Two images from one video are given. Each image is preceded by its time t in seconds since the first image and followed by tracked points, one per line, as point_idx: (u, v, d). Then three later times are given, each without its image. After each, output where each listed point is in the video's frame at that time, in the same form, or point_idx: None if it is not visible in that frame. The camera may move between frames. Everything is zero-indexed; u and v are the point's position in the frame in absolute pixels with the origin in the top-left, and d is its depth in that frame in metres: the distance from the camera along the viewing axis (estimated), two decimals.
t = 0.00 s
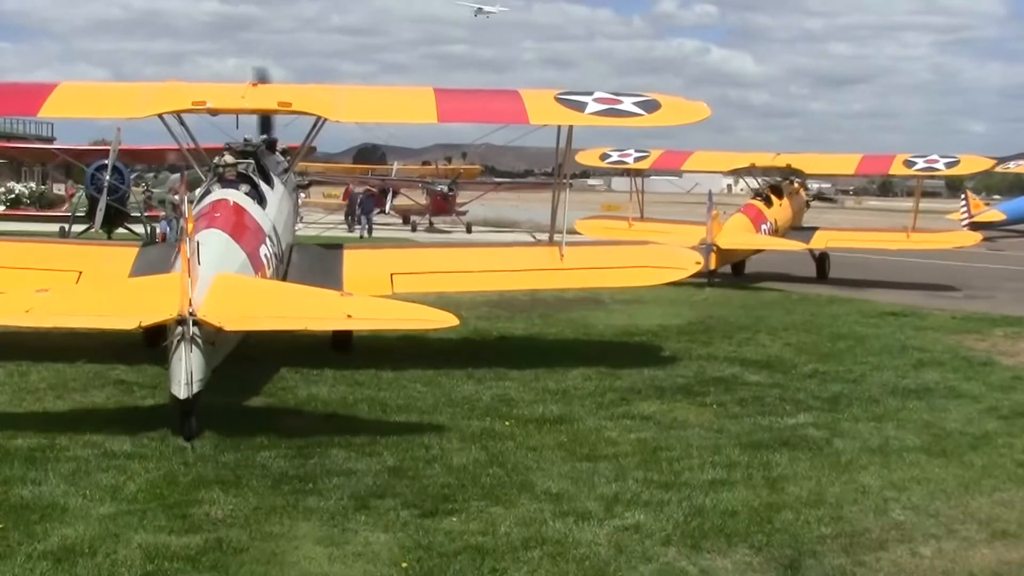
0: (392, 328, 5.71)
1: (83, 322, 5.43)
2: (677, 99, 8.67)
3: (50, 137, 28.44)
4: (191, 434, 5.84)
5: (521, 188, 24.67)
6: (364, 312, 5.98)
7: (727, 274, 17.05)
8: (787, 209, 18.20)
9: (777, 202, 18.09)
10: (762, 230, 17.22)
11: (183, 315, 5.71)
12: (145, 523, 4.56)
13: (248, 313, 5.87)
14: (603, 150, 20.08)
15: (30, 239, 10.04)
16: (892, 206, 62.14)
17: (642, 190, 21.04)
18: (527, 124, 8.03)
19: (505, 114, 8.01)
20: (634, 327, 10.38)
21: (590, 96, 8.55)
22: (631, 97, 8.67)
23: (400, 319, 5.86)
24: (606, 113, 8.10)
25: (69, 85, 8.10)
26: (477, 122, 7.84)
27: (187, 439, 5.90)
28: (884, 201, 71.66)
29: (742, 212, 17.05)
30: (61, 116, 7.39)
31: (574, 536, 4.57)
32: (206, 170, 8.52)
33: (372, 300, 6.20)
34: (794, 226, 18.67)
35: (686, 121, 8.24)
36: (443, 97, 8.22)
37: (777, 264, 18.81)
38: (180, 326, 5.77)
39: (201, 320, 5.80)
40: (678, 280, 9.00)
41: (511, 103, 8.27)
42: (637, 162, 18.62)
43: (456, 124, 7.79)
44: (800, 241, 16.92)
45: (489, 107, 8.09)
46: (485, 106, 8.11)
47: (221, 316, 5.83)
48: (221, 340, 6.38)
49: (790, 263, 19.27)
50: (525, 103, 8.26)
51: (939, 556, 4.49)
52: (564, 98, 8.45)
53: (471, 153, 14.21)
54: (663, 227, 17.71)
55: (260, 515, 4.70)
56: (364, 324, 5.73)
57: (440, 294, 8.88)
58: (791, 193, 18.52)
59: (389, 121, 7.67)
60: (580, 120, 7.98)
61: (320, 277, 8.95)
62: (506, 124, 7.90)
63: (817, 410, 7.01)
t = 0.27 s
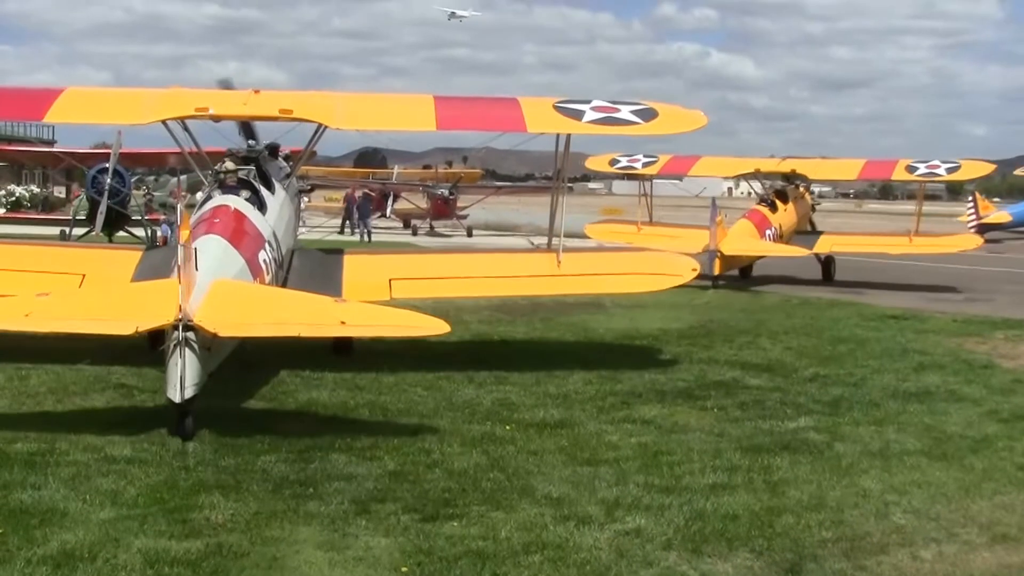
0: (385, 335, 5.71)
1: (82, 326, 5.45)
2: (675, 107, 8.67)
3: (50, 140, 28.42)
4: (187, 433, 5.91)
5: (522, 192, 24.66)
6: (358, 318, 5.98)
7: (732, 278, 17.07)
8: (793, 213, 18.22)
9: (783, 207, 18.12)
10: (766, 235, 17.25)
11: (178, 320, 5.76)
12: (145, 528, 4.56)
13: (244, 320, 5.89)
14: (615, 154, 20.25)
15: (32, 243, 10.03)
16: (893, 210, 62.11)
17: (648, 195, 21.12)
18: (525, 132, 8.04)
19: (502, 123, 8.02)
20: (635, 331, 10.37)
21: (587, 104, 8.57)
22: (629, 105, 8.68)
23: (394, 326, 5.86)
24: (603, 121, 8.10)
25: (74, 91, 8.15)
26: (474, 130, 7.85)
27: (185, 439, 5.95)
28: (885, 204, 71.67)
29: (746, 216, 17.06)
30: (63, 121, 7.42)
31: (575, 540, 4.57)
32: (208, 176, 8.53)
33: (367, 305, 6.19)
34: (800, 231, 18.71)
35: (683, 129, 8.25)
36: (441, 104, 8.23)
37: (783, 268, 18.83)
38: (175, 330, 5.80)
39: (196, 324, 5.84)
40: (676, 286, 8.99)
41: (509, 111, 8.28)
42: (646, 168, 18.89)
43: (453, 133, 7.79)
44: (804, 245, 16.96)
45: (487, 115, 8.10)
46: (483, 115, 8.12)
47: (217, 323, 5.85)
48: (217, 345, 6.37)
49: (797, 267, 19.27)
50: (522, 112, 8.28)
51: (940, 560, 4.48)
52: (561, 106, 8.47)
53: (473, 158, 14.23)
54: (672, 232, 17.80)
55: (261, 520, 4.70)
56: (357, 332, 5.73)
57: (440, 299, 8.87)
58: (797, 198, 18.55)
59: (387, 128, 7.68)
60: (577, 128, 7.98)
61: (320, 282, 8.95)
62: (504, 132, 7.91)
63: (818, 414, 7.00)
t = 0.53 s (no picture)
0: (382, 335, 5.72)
1: (84, 326, 5.48)
2: (672, 113, 8.69)
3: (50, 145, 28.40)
4: (186, 432, 5.99)
5: (521, 196, 24.66)
6: (355, 318, 6.01)
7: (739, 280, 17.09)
8: (800, 215, 18.24)
9: (788, 210, 18.15)
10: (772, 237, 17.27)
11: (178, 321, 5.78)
12: (145, 532, 4.56)
13: (244, 322, 5.92)
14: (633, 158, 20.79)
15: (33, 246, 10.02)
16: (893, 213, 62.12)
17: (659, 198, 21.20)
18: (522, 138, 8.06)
19: (500, 128, 8.03)
20: (635, 334, 10.37)
21: (585, 111, 8.60)
22: (626, 111, 8.71)
23: (390, 325, 5.88)
24: (601, 127, 8.12)
25: (78, 97, 8.19)
26: (472, 136, 7.87)
27: (182, 439, 6.01)
28: (885, 207, 71.69)
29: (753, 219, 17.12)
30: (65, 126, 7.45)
31: (576, 544, 4.56)
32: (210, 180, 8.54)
33: (365, 307, 6.22)
34: (808, 233, 18.75)
35: (681, 134, 8.27)
36: (440, 110, 8.25)
37: (789, 270, 18.85)
38: (176, 331, 5.83)
39: (196, 325, 5.88)
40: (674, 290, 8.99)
41: (506, 117, 8.30)
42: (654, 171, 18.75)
43: (451, 139, 7.81)
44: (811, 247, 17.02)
45: (484, 122, 8.12)
46: (480, 121, 8.15)
47: (217, 324, 5.89)
48: (217, 346, 6.39)
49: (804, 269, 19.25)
50: (520, 118, 8.30)
51: (941, 563, 4.48)
52: (559, 113, 8.50)
53: (473, 162, 14.24)
54: (681, 233, 17.85)
55: (261, 524, 4.69)
56: (353, 331, 5.76)
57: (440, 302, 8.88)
58: (804, 201, 18.62)
59: (386, 135, 7.70)
60: (574, 134, 8.00)
61: (321, 286, 8.95)
62: (502, 138, 7.92)
63: (818, 417, 7.00)
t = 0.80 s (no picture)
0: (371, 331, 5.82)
1: (80, 322, 5.51)
2: (669, 115, 8.70)
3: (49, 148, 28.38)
4: (180, 428, 6.15)
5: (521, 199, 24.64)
6: (346, 314, 6.13)
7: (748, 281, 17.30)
8: (806, 219, 18.34)
9: (795, 213, 18.21)
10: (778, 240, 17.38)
11: (173, 317, 5.86)
12: (144, 536, 4.55)
13: (238, 319, 6.03)
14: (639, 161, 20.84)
15: (34, 250, 10.01)
16: (893, 215, 62.15)
17: (666, 200, 21.32)
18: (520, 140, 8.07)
19: (498, 130, 8.04)
20: (636, 337, 10.37)
21: (581, 113, 8.63)
22: (622, 113, 8.74)
23: (379, 321, 6.01)
24: (597, 129, 8.14)
25: (81, 101, 8.23)
26: (470, 139, 7.87)
27: (180, 434, 6.17)
28: (884, 209, 71.69)
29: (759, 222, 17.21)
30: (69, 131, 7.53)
31: (577, 547, 4.56)
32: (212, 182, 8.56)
33: (355, 304, 6.35)
34: (815, 235, 18.85)
35: (677, 136, 8.27)
36: (438, 114, 8.27)
37: (796, 272, 18.93)
38: (170, 326, 5.91)
39: (191, 321, 5.98)
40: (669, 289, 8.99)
41: (504, 120, 8.32)
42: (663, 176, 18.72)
43: (449, 142, 7.82)
44: (816, 250, 17.11)
45: (482, 125, 8.14)
46: (478, 124, 8.16)
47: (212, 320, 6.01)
48: (210, 341, 6.52)
49: (811, 271, 19.35)
50: (518, 121, 8.32)
51: (942, 566, 4.47)
52: (557, 115, 8.52)
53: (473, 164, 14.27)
54: (693, 237, 17.91)
55: (260, 527, 4.69)
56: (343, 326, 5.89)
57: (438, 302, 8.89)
58: (810, 204, 18.74)
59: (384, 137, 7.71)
60: (571, 136, 8.01)
61: (319, 287, 8.96)
62: (499, 140, 7.93)
63: (818, 420, 7.01)
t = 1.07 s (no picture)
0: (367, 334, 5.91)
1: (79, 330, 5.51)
2: (663, 112, 8.70)
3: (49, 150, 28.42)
4: (177, 426, 6.27)
5: (520, 201, 24.65)
6: (340, 317, 6.21)
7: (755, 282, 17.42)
8: (812, 221, 18.39)
9: (802, 215, 18.28)
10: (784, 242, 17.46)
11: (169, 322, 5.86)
12: (144, 539, 4.55)
13: (235, 322, 6.08)
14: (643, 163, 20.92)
15: (35, 252, 10.01)
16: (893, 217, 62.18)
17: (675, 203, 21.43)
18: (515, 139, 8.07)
19: (493, 130, 8.05)
20: (636, 339, 10.37)
21: (577, 111, 8.67)
22: (617, 111, 8.75)
23: (373, 324, 6.10)
24: (591, 127, 8.16)
25: (83, 109, 8.26)
26: (465, 139, 7.88)
27: (176, 432, 6.28)
28: (884, 212, 71.67)
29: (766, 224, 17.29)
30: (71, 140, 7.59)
31: (577, 550, 4.55)
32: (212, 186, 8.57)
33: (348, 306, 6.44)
34: (822, 237, 18.93)
35: (669, 132, 8.24)
36: (434, 114, 8.29)
37: (802, 274, 18.98)
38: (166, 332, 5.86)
39: (188, 325, 6.01)
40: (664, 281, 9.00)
41: (500, 119, 8.32)
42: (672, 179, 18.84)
43: (445, 141, 7.83)
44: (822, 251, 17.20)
45: (477, 124, 8.14)
46: (473, 123, 8.16)
47: (210, 324, 6.05)
48: (210, 345, 6.60)
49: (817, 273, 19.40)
50: (513, 119, 8.33)
51: (943, 567, 4.47)
52: (552, 114, 8.54)
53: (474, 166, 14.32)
54: (702, 238, 18.01)
55: (261, 531, 4.68)
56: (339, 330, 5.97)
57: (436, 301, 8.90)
58: (818, 205, 18.82)
59: (379, 138, 7.72)
60: (565, 135, 8.03)
61: (318, 287, 8.97)
62: (494, 139, 7.94)
63: (819, 422, 7.00)
